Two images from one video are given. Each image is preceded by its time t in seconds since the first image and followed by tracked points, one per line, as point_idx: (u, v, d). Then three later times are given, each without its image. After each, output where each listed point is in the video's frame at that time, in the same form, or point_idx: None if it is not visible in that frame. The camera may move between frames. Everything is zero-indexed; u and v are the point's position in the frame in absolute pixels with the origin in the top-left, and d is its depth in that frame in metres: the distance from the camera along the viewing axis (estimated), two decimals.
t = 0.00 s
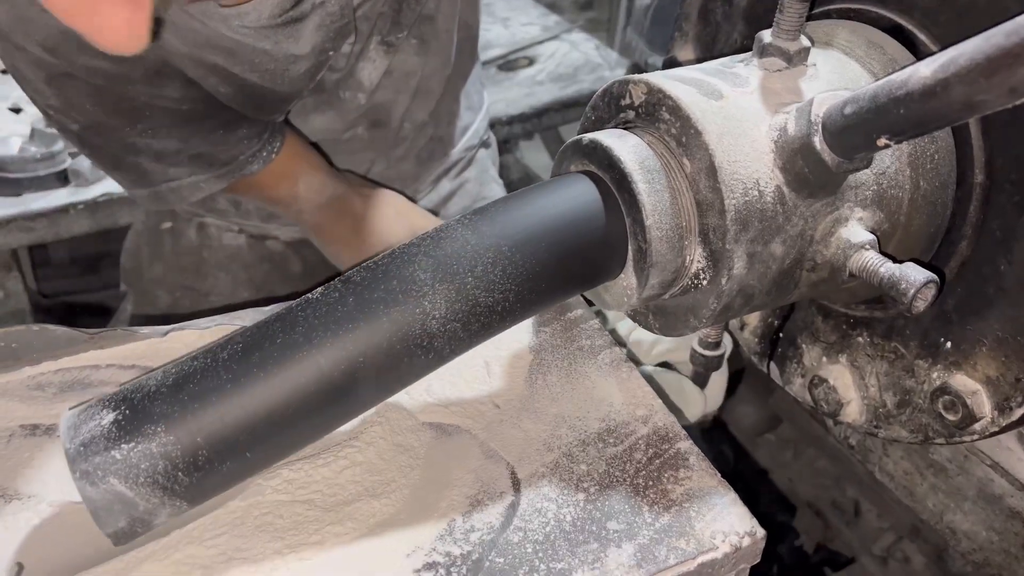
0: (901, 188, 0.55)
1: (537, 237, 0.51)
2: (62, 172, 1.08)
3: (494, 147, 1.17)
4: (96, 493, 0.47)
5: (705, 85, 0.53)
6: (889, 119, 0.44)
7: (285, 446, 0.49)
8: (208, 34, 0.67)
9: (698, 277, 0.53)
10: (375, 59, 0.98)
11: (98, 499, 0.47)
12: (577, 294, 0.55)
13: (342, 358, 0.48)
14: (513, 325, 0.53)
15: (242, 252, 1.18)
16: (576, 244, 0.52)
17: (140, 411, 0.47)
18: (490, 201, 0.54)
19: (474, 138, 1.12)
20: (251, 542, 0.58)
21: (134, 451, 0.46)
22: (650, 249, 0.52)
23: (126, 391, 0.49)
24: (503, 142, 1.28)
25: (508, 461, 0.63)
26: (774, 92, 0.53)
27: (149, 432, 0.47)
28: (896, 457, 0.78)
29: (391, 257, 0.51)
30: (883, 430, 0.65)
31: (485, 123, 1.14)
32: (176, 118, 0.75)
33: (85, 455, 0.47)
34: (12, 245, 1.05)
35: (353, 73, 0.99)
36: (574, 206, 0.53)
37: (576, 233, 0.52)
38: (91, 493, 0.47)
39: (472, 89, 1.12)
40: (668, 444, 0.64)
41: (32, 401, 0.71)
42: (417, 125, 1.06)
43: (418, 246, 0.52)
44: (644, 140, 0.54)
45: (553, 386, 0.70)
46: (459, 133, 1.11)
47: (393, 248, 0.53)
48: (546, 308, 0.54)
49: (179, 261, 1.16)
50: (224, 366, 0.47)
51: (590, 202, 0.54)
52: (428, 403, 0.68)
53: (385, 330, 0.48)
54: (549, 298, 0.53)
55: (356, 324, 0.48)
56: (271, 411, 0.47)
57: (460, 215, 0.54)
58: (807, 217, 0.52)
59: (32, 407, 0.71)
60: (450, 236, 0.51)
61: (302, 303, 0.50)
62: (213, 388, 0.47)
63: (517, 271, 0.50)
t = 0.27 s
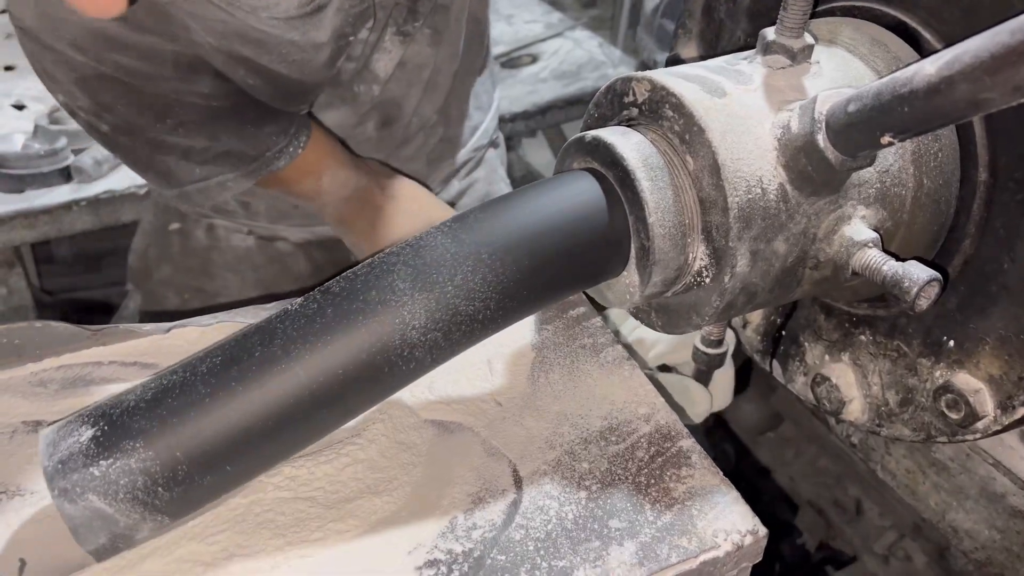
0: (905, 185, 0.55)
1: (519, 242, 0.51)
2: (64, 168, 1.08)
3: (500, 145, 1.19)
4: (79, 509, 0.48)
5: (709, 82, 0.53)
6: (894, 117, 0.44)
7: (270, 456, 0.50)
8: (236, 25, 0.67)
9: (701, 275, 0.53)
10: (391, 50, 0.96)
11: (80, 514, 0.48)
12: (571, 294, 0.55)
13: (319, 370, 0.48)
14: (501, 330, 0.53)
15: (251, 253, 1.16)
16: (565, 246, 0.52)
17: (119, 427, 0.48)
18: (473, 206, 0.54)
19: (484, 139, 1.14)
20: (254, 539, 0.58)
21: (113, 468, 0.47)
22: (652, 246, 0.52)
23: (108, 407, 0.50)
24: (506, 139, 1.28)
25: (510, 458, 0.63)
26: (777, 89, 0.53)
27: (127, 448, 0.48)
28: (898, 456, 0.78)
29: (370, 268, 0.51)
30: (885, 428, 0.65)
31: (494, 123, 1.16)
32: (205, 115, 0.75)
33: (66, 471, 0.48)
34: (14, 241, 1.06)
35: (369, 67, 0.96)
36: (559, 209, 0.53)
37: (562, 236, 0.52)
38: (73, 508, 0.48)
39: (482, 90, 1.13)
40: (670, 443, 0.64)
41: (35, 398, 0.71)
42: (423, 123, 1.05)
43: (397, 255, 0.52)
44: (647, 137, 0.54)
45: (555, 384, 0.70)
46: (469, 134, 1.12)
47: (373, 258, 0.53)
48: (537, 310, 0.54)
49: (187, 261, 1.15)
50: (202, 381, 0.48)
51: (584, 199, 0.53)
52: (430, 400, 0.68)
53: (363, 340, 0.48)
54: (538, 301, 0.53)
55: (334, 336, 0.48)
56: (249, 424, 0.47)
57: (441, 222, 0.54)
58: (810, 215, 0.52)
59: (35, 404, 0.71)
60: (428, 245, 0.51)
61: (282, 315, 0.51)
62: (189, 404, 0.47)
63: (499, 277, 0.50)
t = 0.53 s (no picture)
0: (907, 184, 0.55)
1: (501, 249, 0.50)
2: (67, 166, 1.08)
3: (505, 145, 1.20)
4: (53, 517, 0.48)
5: (711, 80, 0.53)
6: (895, 115, 0.44)
7: (244, 466, 0.49)
8: (263, 33, 0.83)
9: (703, 273, 0.53)
10: (406, 47, 0.95)
11: (55, 522, 0.49)
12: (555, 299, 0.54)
13: (296, 378, 0.47)
14: (480, 338, 0.52)
15: (262, 253, 1.16)
16: (553, 249, 0.52)
17: (90, 435, 0.47)
18: (455, 211, 0.54)
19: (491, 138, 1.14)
20: (254, 535, 0.58)
21: (83, 476, 0.47)
22: (655, 244, 0.52)
23: (79, 414, 0.50)
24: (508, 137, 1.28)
25: (510, 455, 0.63)
26: (780, 87, 0.53)
27: (97, 456, 0.47)
28: (900, 455, 0.77)
29: (346, 275, 0.51)
30: (887, 427, 0.65)
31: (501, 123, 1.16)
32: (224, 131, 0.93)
33: (39, 479, 0.48)
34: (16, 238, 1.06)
35: (383, 63, 0.96)
36: (544, 212, 0.52)
37: (548, 240, 0.52)
38: (48, 516, 0.48)
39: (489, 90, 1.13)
40: (671, 440, 0.64)
41: (37, 394, 0.71)
42: (434, 120, 1.05)
43: (375, 262, 0.51)
44: (649, 135, 0.54)
45: (556, 381, 0.69)
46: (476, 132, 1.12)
47: (350, 264, 0.52)
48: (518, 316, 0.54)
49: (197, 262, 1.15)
50: (175, 388, 0.47)
51: (580, 200, 0.53)
52: (431, 397, 0.69)
53: (341, 348, 0.47)
54: (519, 308, 0.52)
55: (311, 343, 0.47)
56: (224, 432, 0.47)
57: (421, 227, 0.53)
58: (812, 213, 0.52)
59: (36, 399, 0.71)
60: (407, 251, 0.51)
61: (258, 321, 0.50)
62: (161, 411, 0.47)
63: (480, 284, 0.50)
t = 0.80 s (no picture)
0: (909, 183, 0.55)
1: (480, 255, 0.50)
2: (68, 165, 1.09)
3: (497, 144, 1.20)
4: (19, 529, 0.47)
5: (713, 78, 0.53)
6: (897, 114, 0.44)
7: (222, 474, 0.49)
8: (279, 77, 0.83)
9: (704, 272, 0.53)
10: (408, 76, 0.97)
11: (22, 534, 0.47)
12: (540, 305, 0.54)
13: (272, 387, 0.47)
14: (459, 347, 0.52)
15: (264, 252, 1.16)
16: (540, 252, 0.51)
17: (62, 443, 0.47)
18: (435, 216, 0.54)
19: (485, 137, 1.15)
20: (256, 532, 0.58)
21: (54, 487, 0.46)
22: (656, 243, 0.52)
23: (51, 423, 0.49)
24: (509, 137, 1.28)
25: (511, 453, 0.63)
26: (782, 86, 0.53)
27: (68, 466, 0.46)
28: (901, 454, 0.77)
29: (324, 282, 0.51)
30: (888, 426, 0.65)
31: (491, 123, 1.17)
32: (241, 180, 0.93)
33: (7, 489, 0.47)
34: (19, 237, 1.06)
35: (385, 90, 0.96)
36: (528, 216, 0.52)
37: (533, 244, 0.51)
38: (13, 529, 0.47)
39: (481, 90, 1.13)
40: (672, 439, 0.64)
41: (39, 392, 0.71)
42: (434, 132, 1.05)
43: (352, 269, 0.51)
44: (650, 134, 0.54)
45: (557, 380, 0.70)
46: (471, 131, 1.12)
47: (328, 271, 0.52)
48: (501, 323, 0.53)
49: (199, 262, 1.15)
50: (151, 397, 0.47)
51: (574, 202, 0.53)
52: (432, 396, 0.69)
53: (317, 358, 0.47)
54: (500, 315, 0.52)
55: (287, 352, 0.47)
56: (199, 442, 0.46)
57: (401, 233, 0.53)
58: (814, 212, 0.52)
59: (39, 397, 0.71)
60: (385, 259, 0.51)
61: (235, 329, 0.50)
62: (136, 421, 0.46)
63: (458, 291, 0.50)
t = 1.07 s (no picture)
0: (911, 183, 0.55)
1: (460, 263, 0.50)
2: (71, 165, 1.09)
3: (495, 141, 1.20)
4: None
5: (714, 79, 0.53)
6: (899, 115, 0.44)
7: (201, 485, 0.49)
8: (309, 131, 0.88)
9: (706, 272, 0.53)
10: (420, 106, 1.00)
11: None
12: (524, 312, 0.54)
13: (249, 398, 0.47)
14: (439, 356, 0.52)
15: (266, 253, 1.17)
16: (526, 256, 0.51)
17: (38, 454, 0.47)
18: (416, 225, 0.54)
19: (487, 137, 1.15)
20: (259, 531, 0.58)
21: (28, 498, 0.46)
22: (658, 242, 0.52)
23: (28, 432, 0.49)
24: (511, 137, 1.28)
25: (513, 453, 0.63)
26: (783, 87, 0.53)
27: (44, 477, 0.46)
28: (903, 454, 0.77)
29: (303, 291, 0.51)
30: (889, 426, 0.65)
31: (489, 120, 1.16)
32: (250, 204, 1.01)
33: None
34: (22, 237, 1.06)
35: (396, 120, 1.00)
36: (511, 223, 0.52)
37: (516, 250, 0.51)
38: None
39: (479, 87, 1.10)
40: (674, 438, 0.64)
41: (43, 391, 0.72)
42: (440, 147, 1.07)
43: (331, 278, 0.51)
44: (652, 134, 0.54)
45: (559, 380, 0.70)
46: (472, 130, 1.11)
47: (308, 279, 0.52)
48: (483, 331, 0.53)
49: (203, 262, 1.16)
50: (128, 408, 0.47)
51: (568, 207, 0.53)
52: (435, 396, 0.69)
53: (293, 368, 0.48)
54: (482, 324, 0.52)
55: (265, 361, 0.48)
56: (175, 453, 0.47)
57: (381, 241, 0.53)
58: (815, 213, 0.52)
59: (43, 396, 0.71)
60: (363, 268, 0.51)
61: (214, 339, 0.50)
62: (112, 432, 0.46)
63: (437, 299, 0.49)
